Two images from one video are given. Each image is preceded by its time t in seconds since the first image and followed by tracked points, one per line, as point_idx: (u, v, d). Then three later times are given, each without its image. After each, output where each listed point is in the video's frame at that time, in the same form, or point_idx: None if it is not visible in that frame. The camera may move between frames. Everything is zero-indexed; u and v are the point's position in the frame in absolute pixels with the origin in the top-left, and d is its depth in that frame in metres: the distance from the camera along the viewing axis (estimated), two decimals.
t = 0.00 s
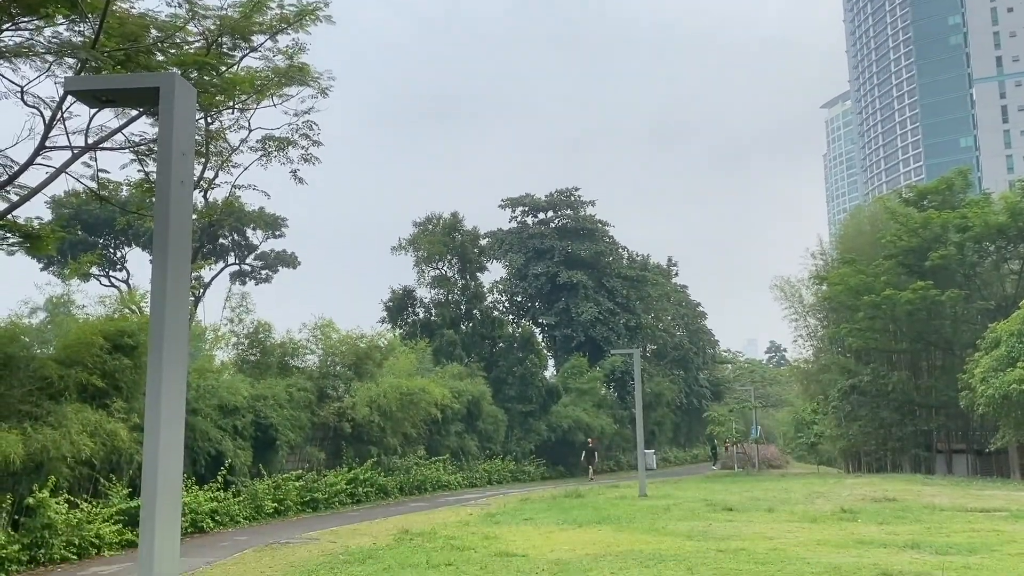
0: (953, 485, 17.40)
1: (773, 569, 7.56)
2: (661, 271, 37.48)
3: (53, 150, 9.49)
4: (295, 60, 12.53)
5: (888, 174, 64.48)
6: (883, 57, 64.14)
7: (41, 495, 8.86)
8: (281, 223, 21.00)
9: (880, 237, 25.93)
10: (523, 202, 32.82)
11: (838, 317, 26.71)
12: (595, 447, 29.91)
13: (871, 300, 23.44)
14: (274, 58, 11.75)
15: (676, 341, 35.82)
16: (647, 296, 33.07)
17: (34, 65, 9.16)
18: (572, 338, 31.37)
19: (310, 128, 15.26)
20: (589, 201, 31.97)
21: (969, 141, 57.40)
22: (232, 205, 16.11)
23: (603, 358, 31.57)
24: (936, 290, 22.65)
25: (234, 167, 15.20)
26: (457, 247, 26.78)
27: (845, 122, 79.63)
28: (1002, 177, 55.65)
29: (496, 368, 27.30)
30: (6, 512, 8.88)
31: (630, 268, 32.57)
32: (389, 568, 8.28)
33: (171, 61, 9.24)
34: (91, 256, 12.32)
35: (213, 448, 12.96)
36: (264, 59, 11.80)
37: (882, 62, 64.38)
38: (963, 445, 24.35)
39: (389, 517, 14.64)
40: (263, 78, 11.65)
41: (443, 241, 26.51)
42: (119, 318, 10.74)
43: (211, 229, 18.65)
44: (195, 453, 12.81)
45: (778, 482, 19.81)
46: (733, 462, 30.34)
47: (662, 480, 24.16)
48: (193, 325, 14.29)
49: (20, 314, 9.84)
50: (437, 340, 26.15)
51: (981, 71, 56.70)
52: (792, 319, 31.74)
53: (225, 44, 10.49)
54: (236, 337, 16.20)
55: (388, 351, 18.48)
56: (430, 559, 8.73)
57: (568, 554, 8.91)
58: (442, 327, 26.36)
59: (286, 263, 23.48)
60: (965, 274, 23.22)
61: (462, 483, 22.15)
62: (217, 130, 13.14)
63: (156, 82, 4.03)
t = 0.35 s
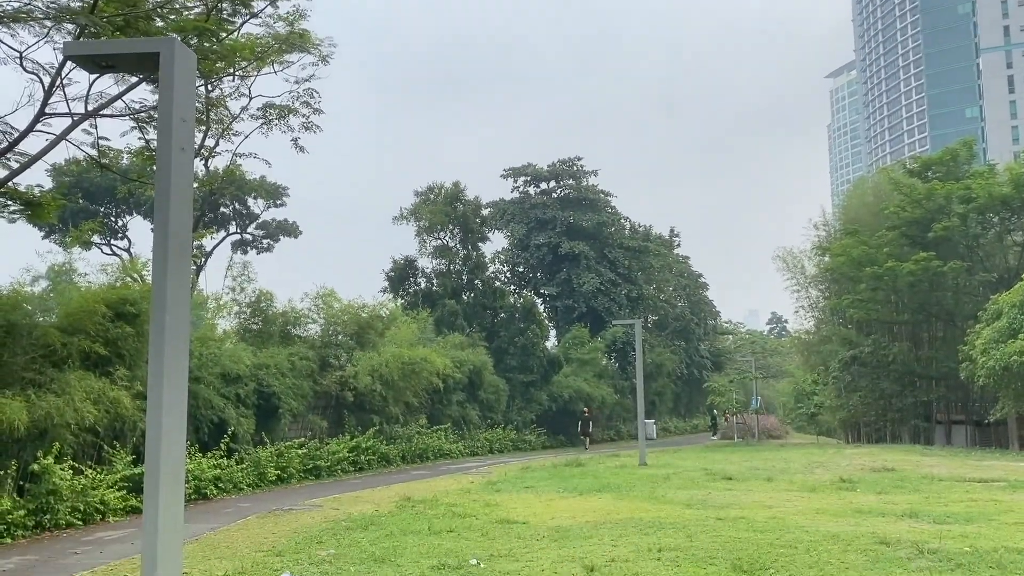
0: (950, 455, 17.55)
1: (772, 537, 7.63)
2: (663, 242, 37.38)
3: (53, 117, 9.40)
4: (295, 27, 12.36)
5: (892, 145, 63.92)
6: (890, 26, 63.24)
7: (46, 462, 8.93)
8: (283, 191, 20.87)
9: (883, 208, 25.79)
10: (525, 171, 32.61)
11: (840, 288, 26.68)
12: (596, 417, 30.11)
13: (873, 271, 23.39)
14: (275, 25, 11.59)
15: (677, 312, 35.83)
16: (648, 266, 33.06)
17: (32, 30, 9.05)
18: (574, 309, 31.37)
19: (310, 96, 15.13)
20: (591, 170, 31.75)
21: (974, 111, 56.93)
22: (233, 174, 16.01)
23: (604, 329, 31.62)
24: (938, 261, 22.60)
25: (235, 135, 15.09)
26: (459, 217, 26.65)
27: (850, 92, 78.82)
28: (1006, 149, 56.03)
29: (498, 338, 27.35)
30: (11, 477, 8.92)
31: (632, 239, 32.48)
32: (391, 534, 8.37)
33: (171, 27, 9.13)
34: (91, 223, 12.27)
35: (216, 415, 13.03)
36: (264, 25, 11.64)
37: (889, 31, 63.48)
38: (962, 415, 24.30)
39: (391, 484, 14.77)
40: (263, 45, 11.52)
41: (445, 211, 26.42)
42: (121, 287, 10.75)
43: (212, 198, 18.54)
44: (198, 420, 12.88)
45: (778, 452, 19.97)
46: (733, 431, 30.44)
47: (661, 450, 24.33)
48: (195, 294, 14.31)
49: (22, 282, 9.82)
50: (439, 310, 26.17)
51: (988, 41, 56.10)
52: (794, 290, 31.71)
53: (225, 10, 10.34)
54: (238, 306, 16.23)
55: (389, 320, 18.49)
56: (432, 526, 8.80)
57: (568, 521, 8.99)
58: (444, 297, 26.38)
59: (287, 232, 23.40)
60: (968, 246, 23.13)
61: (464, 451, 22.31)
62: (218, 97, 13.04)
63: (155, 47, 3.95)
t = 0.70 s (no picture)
0: (949, 432, 17.65)
1: (770, 512, 7.68)
2: (665, 219, 37.27)
3: (52, 90, 9.32)
4: None
5: (896, 122, 63.40)
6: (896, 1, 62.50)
7: (50, 436, 8.98)
8: (284, 166, 20.76)
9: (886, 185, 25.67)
10: (526, 147, 32.42)
11: (842, 266, 26.62)
12: (596, 393, 30.25)
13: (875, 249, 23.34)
14: None
15: (678, 289, 35.80)
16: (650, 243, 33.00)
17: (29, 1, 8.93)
18: (575, 286, 31.34)
19: (311, 70, 15.00)
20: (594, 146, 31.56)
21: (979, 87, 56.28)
22: (233, 149, 15.92)
23: (605, 306, 31.61)
24: (940, 239, 22.53)
25: (235, 109, 14.98)
26: (460, 193, 26.54)
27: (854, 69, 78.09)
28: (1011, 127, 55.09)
29: (499, 315, 27.36)
30: (15, 451, 8.97)
31: (633, 216, 32.39)
32: (393, 508, 8.42)
33: None
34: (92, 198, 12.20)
35: (218, 390, 13.08)
36: None
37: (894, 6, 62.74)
38: (961, 392, 24.33)
39: (392, 459, 14.86)
40: (264, 18, 11.38)
41: (446, 186, 26.31)
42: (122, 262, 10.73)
43: (212, 173, 18.44)
44: (200, 395, 12.91)
45: (778, 428, 20.06)
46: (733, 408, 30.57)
47: (661, 426, 24.48)
48: (196, 269, 14.30)
49: (23, 257, 9.78)
50: (440, 286, 26.16)
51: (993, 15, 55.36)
52: (796, 268, 31.65)
53: None
54: (240, 281, 16.22)
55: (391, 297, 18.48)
56: (433, 500, 8.85)
57: (568, 495, 9.04)
58: (445, 273, 26.38)
59: (288, 208, 23.31)
60: (971, 224, 23.05)
61: (465, 426, 22.44)
62: (218, 71, 12.93)
63: (155, 19, 3.88)
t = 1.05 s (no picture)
0: (949, 411, 17.72)
1: (770, 489, 7.73)
2: (667, 198, 37.14)
3: (52, 66, 9.24)
4: None
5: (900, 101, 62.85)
6: None
7: (53, 412, 9.03)
8: (285, 143, 20.64)
9: (890, 164, 25.53)
10: (528, 125, 32.22)
11: (844, 245, 26.57)
12: (597, 371, 30.35)
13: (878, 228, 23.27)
14: None
15: (680, 268, 35.72)
16: (651, 222, 32.91)
17: None
18: (576, 265, 31.32)
19: (312, 46, 14.86)
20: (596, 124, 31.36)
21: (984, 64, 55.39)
22: (233, 125, 15.83)
23: (607, 285, 31.57)
24: (943, 218, 22.47)
25: (236, 86, 14.88)
26: (462, 171, 26.42)
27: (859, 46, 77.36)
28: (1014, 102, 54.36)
29: (500, 294, 27.35)
30: (18, 427, 9.02)
31: (636, 194, 32.30)
32: (395, 484, 8.47)
33: None
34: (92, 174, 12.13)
35: (220, 367, 13.10)
36: None
37: None
38: (962, 371, 24.38)
39: (393, 436, 14.94)
40: None
41: (447, 164, 26.18)
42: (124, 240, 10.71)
43: (213, 150, 18.34)
44: (202, 372, 12.95)
45: (778, 407, 20.16)
46: (734, 387, 30.73)
47: (661, 404, 24.57)
48: (197, 247, 14.28)
49: (25, 234, 9.72)
50: (441, 264, 26.16)
51: None
52: (798, 247, 31.59)
53: None
54: (241, 259, 16.19)
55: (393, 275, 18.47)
56: (434, 477, 8.91)
57: (568, 472, 9.10)
58: (447, 252, 26.36)
59: (289, 185, 23.21)
60: (974, 204, 22.97)
61: (466, 404, 22.55)
62: (218, 47, 12.81)
63: None
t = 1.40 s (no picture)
0: (949, 395, 17.76)
1: (770, 473, 7.76)
2: (669, 182, 37.02)
3: (52, 49, 9.19)
4: None
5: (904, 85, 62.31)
6: None
7: (55, 396, 9.05)
8: (286, 127, 20.54)
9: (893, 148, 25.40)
10: (530, 109, 32.04)
11: (846, 229, 26.51)
12: (598, 355, 30.39)
13: (880, 212, 23.20)
14: None
15: (681, 253, 35.64)
16: (653, 206, 32.82)
17: None
18: (577, 249, 31.28)
19: (313, 29, 14.75)
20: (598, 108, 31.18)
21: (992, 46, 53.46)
22: (233, 108, 15.75)
23: (608, 269, 31.51)
24: (945, 203, 22.39)
25: (236, 69, 14.79)
26: (463, 154, 26.32)
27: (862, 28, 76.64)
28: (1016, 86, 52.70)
29: (501, 278, 27.32)
30: (20, 409, 9.06)
31: (638, 178, 32.19)
32: (397, 467, 8.51)
33: None
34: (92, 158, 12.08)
35: (222, 350, 13.11)
36: None
37: None
38: (962, 355, 24.39)
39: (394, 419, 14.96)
40: None
41: (449, 147, 26.08)
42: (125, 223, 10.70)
43: (213, 133, 18.26)
44: (204, 355, 12.96)
45: (778, 391, 20.19)
46: (735, 371, 30.80)
47: (662, 389, 24.61)
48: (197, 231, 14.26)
49: (25, 217, 9.68)
50: (442, 248, 26.13)
51: None
52: (800, 231, 31.50)
53: None
54: (241, 242, 16.17)
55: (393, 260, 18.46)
56: (435, 460, 8.94)
57: (570, 456, 9.14)
58: (447, 236, 26.31)
59: (289, 168, 23.11)
60: (976, 188, 22.88)
61: (467, 387, 22.61)
62: (218, 29, 12.71)
63: None
